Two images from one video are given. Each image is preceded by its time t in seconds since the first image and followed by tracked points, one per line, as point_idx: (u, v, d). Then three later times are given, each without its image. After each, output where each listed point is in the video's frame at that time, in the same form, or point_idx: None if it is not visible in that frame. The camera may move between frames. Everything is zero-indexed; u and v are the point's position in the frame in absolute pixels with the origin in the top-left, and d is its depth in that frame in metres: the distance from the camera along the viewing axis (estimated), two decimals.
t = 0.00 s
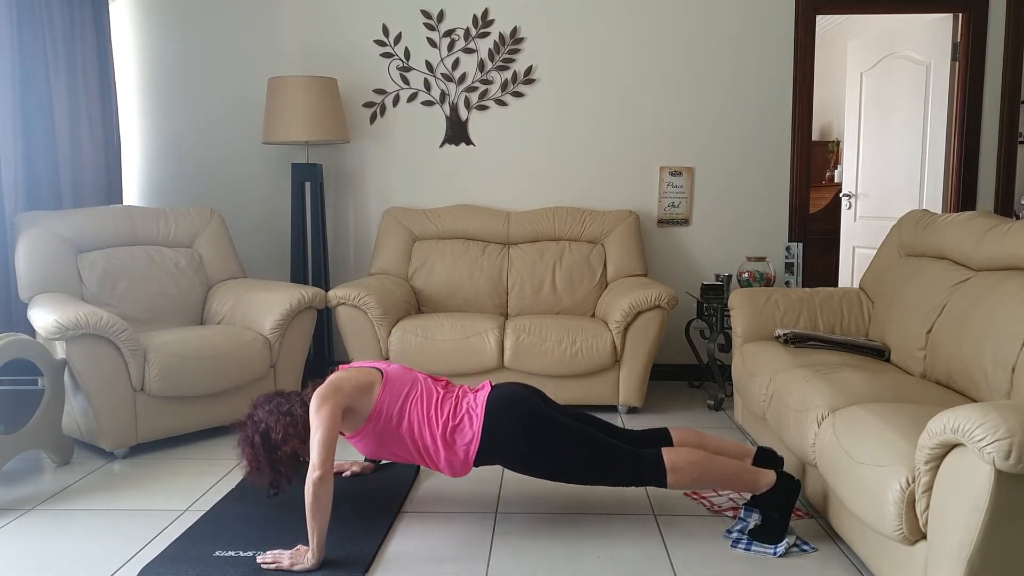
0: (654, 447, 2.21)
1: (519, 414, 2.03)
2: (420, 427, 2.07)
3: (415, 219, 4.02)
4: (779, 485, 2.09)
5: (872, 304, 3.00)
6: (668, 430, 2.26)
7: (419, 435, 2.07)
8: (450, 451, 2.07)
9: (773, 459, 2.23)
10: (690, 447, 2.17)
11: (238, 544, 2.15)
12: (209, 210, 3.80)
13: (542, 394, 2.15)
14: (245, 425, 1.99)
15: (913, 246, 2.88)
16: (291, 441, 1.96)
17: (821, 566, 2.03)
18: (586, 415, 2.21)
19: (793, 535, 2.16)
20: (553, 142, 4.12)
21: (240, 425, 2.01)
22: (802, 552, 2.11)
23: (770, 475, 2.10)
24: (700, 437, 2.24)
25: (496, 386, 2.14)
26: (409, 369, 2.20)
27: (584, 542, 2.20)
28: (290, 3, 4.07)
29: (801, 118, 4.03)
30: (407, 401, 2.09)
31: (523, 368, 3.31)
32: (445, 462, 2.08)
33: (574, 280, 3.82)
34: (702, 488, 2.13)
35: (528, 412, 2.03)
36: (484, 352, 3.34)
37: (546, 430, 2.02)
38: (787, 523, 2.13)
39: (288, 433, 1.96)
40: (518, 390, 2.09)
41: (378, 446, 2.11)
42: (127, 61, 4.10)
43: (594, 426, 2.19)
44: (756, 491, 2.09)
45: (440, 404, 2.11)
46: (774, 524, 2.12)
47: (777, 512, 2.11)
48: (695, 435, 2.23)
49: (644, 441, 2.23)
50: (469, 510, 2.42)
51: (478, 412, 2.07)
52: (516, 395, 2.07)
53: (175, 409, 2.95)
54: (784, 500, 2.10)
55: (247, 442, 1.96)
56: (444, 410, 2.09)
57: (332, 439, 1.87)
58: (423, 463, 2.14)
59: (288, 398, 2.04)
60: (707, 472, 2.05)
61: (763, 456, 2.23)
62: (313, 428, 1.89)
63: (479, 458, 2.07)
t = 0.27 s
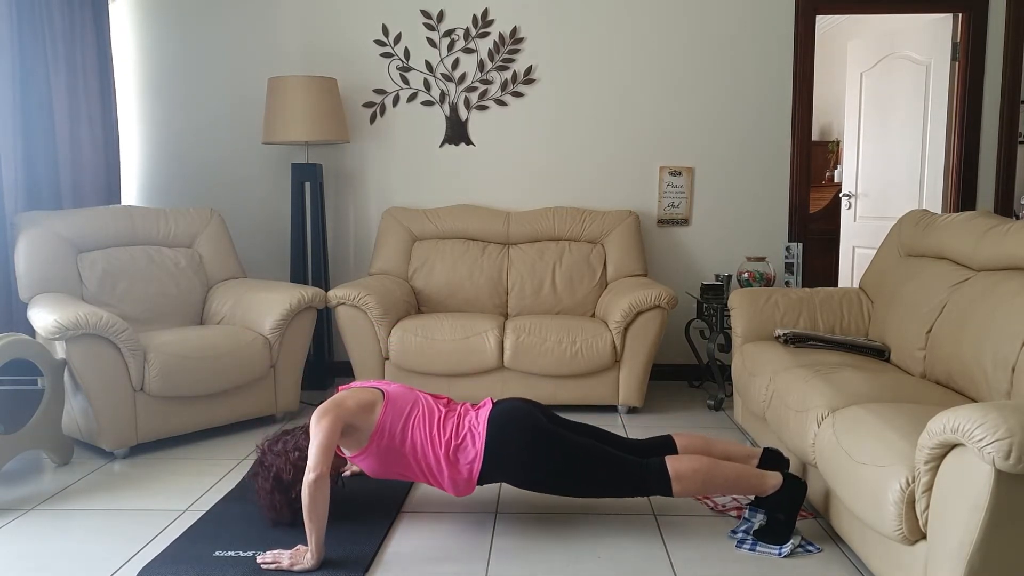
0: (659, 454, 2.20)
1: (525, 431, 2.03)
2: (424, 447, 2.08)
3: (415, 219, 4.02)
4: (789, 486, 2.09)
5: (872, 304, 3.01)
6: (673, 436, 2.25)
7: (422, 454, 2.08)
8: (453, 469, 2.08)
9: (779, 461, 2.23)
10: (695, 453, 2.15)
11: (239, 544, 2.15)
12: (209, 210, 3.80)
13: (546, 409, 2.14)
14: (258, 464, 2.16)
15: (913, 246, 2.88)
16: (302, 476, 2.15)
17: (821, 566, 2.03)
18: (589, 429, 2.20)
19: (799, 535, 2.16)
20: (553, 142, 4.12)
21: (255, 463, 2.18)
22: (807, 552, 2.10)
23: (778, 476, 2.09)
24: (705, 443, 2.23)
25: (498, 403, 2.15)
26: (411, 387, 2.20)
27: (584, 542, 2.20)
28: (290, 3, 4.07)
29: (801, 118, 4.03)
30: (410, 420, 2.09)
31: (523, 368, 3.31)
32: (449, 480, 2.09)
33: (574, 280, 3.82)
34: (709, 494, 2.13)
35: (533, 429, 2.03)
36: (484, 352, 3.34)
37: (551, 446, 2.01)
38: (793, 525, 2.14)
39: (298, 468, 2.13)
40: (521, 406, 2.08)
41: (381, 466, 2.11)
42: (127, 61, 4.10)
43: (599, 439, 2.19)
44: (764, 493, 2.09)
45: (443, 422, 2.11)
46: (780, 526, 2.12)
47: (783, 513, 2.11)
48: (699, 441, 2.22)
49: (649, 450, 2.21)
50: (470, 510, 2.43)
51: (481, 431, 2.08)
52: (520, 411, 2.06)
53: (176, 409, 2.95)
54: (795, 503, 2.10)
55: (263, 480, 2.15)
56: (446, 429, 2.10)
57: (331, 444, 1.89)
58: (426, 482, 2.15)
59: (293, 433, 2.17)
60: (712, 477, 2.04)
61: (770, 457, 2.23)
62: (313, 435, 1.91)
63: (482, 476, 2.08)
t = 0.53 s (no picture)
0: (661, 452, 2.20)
1: (524, 427, 2.03)
2: (425, 442, 2.07)
3: (416, 219, 4.02)
4: (788, 485, 2.08)
5: (872, 304, 3.00)
6: (674, 434, 2.25)
7: (423, 448, 2.08)
8: (454, 464, 2.07)
9: (778, 460, 2.23)
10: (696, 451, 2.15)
11: (239, 544, 2.15)
12: (209, 210, 3.80)
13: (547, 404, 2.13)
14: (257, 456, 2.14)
15: (913, 246, 2.88)
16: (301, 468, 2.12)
17: (821, 566, 2.03)
18: (591, 424, 2.20)
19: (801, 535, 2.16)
20: (553, 142, 4.12)
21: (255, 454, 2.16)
22: (810, 552, 2.10)
23: (778, 475, 2.08)
24: (706, 441, 2.23)
25: (499, 397, 2.15)
26: (412, 382, 2.21)
27: (584, 542, 2.20)
28: (290, 3, 4.07)
29: (801, 118, 4.03)
30: (411, 414, 2.09)
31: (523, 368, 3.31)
32: (450, 475, 2.09)
33: (574, 280, 3.82)
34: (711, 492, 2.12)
35: (533, 425, 2.02)
36: (484, 352, 3.34)
37: (551, 441, 2.02)
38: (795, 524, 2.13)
39: (296, 462, 2.10)
40: (521, 401, 2.08)
41: (382, 460, 2.11)
42: (127, 61, 4.10)
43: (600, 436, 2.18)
44: (766, 493, 2.08)
45: (444, 417, 2.11)
46: (783, 525, 2.11)
47: (785, 513, 2.11)
48: (700, 440, 2.22)
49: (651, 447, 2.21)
50: (470, 510, 2.42)
51: (482, 426, 2.08)
52: (520, 406, 2.06)
53: (176, 409, 2.95)
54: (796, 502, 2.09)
55: (262, 473, 2.14)
56: (447, 423, 2.10)
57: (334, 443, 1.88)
58: (428, 476, 2.15)
59: (292, 424, 2.14)
60: (712, 475, 2.03)
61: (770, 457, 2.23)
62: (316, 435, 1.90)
63: (483, 470, 2.08)
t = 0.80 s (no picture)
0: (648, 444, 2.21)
1: (517, 407, 2.03)
2: (416, 418, 2.07)
3: (416, 219, 4.02)
4: (772, 485, 2.08)
5: (872, 304, 3.00)
6: (662, 428, 2.26)
7: (414, 425, 2.07)
8: (444, 442, 2.07)
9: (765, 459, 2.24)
10: (683, 446, 2.17)
11: (239, 544, 2.15)
12: (209, 210, 3.80)
13: (538, 386, 2.14)
14: (238, 413, 1.97)
15: (913, 246, 2.88)
16: (284, 429, 1.94)
17: (820, 566, 2.03)
18: (582, 410, 2.20)
19: (802, 535, 2.16)
20: (553, 141, 4.12)
21: (234, 416, 1.99)
22: (811, 552, 2.10)
23: (762, 475, 2.09)
24: (693, 437, 2.24)
25: (492, 377, 2.14)
26: (406, 358, 2.20)
27: (584, 541, 2.20)
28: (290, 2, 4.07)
29: (801, 118, 4.03)
30: (402, 390, 2.09)
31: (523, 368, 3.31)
32: (439, 453, 2.08)
33: (574, 280, 3.82)
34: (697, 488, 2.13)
35: (525, 405, 2.03)
36: (484, 352, 3.34)
37: (542, 425, 2.02)
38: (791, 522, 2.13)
39: (279, 422, 1.93)
40: (513, 382, 2.08)
41: (372, 436, 2.10)
42: (127, 61, 4.10)
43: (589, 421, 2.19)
44: (750, 491, 2.09)
45: (436, 394, 2.10)
46: (776, 523, 2.12)
47: (777, 511, 2.11)
48: (687, 436, 2.24)
49: (637, 439, 2.23)
50: (470, 510, 2.42)
51: (473, 404, 2.07)
52: (512, 386, 2.06)
53: (176, 409, 2.95)
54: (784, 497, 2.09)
55: (240, 431, 1.95)
56: (439, 400, 2.09)
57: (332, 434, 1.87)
58: (417, 454, 2.14)
59: (280, 385, 2.01)
60: (699, 470, 2.05)
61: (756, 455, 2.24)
62: (312, 425, 1.89)
63: (473, 448, 2.08)
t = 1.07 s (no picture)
0: (632, 433, 2.21)
1: (504, 388, 2.02)
2: (401, 393, 2.07)
3: (416, 219, 4.02)
4: (752, 483, 2.09)
5: (872, 304, 3.00)
6: (648, 418, 2.26)
7: (399, 401, 2.07)
8: (429, 419, 2.07)
9: (746, 456, 2.24)
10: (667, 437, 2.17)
11: (239, 544, 2.15)
12: (209, 209, 3.80)
13: (524, 366, 2.15)
14: (223, 364, 1.98)
15: (913, 246, 2.88)
16: (264, 389, 1.94)
17: (820, 566, 2.03)
18: (566, 392, 2.21)
19: (779, 535, 2.16)
20: (552, 141, 4.12)
21: (219, 365, 2.00)
22: (793, 552, 2.10)
23: (744, 474, 2.09)
24: (678, 430, 2.25)
25: (480, 356, 2.15)
26: (393, 334, 2.20)
27: (583, 541, 2.20)
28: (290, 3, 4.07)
29: (801, 117, 4.03)
30: (389, 365, 2.09)
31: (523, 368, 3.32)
32: (423, 429, 2.08)
33: (574, 280, 3.82)
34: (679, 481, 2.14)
35: (512, 386, 2.02)
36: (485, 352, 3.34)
37: (530, 406, 2.02)
38: (765, 521, 2.13)
39: (260, 381, 1.94)
40: (501, 362, 2.08)
41: (356, 410, 2.10)
42: (127, 61, 4.10)
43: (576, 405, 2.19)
44: (731, 488, 2.09)
45: (423, 370, 2.10)
46: (751, 521, 2.12)
47: (753, 508, 2.11)
48: (672, 429, 2.24)
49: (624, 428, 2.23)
50: (470, 509, 2.42)
51: (460, 381, 2.08)
52: (499, 367, 2.06)
53: (176, 409, 2.95)
54: (762, 492, 2.09)
55: (221, 381, 1.95)
56: (425, 376, 2.09)
57: (328, 431, 1.87)
58: (400, 430, 2.14)
59: (268, 345, 2.01)
60: (682, 463, 2.05)
61: (739, 454, 2.25)
62: (306, 419, 1.88)
63: (457, 426, 2.08)
